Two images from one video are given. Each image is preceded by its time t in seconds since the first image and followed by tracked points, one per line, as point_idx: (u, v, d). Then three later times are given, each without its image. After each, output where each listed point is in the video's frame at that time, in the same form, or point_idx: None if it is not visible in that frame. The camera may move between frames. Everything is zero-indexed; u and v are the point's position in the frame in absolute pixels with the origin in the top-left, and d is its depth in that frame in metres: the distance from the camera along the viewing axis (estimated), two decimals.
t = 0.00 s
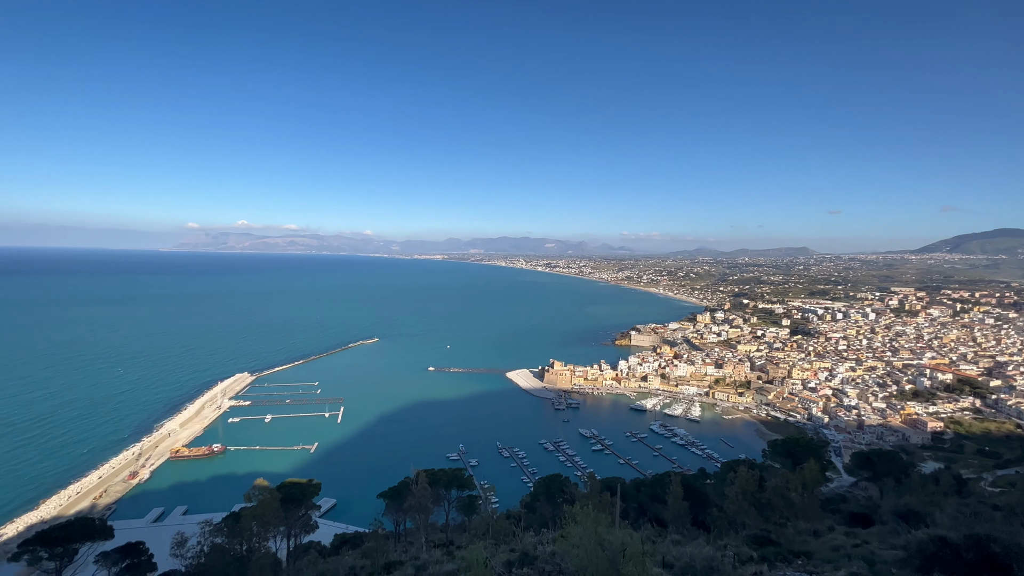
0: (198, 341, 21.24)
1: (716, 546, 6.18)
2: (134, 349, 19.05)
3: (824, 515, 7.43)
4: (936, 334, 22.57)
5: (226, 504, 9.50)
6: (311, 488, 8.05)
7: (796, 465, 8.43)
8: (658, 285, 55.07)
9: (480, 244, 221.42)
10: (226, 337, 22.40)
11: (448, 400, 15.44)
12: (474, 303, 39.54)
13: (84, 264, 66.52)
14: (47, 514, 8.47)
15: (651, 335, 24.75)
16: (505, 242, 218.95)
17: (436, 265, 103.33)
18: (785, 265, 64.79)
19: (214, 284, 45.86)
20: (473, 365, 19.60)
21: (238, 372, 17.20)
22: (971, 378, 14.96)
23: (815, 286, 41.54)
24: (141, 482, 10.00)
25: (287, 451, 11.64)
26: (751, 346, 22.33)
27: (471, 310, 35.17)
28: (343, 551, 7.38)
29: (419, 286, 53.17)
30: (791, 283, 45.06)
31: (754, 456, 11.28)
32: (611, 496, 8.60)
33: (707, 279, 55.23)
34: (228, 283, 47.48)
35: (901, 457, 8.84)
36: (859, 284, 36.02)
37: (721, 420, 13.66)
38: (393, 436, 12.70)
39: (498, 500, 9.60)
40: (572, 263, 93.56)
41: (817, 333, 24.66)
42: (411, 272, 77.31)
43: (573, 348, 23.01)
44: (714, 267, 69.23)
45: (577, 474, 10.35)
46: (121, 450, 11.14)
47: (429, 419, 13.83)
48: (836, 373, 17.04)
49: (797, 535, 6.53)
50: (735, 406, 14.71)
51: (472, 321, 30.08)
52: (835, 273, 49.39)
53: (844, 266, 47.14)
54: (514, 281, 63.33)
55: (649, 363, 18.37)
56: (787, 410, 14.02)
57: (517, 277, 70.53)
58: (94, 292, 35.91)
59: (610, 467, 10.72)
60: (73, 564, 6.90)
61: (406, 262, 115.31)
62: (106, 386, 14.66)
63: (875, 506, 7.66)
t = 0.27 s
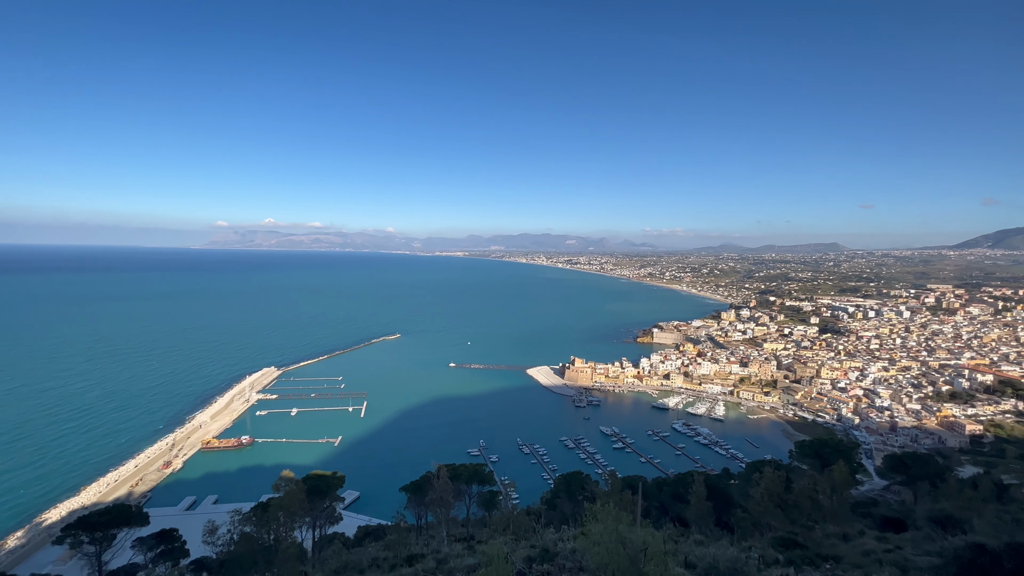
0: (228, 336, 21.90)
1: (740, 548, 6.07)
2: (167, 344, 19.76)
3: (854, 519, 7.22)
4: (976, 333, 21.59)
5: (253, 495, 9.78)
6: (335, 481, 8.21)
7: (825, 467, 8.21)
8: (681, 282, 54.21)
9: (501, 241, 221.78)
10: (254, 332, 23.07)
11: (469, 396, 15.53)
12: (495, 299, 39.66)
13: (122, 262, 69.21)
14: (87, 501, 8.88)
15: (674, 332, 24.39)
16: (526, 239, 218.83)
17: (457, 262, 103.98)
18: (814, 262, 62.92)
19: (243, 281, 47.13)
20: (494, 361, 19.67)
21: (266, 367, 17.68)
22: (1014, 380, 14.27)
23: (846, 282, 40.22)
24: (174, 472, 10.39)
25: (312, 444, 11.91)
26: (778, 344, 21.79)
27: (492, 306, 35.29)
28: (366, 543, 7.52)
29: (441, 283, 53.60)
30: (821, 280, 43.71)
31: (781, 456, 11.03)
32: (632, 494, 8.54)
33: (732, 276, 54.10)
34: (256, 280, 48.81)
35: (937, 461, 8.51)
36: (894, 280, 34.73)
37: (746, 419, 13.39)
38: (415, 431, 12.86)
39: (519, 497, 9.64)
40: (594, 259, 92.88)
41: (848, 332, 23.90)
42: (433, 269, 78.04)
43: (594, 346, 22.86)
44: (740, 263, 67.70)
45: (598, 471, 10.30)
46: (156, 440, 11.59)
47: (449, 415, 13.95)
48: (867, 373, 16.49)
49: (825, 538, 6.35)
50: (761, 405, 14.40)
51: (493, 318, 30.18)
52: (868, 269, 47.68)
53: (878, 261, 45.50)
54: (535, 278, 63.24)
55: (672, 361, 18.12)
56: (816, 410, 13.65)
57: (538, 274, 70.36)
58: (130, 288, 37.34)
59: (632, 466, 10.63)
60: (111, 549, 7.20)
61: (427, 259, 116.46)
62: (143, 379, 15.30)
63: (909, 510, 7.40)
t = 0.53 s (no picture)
0: (252, 333, 22.43)
1: (763, 550, 5.95)
2: (194, 341, 20.34)
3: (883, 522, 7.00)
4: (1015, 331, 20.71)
5: (277, 488, 10.00)
6: (355, 475, 8.34)
7: (852, 469, 7.99)
8: (702, 279, 53.39)
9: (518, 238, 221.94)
10: (278, 329, 23.60)
11: (487, 393, 15.59)
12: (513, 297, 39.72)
13: (151, 261, 71.45)
14: (120, 491, 9.21)
15: (694, 330, 24.06)
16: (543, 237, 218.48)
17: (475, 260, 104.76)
18: (841, 258, 61.20)
19: (266, 280, 48.09)
20: (512, 359, 19.70)
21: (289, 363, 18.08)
22: None
23: (875, 280, 39.01)
24: (201, 465, 10.69)
25: (333, 439, 12.11)
26: (802, 343, 21.31)
27: (510, 304, 35.34)
28: (386, 537, 7.62)
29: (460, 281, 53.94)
30: (847, 278, 42.49)
31: (805, 458, 10.78)
32: (652, 494, 8.45)
33: (754, 273, 53.03)
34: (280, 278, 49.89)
35: (971, 464, 8.21)
36: (925, 276, 33.56)
37: (769, 419, 13.14)
38: (434, 427, 12.96)
39: (537, 494, 9.64)
40: (613, 257, 92.21)
41: (876, 330, 23.20)
42: (451, 267, 78.54)
43: (612, 344, 22.71)
44: (763, 260, 66.31)
45: (617, 470, 10.24)
46: (184, 434, 11.94)
47: (467, 412, 14.02)
48: (896, 373, 16.00)
49: (852, 542, 6.19)
50: (784, 405, 14.11)
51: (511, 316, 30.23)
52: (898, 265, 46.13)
53: (908, 257, 44.00)
54: (553, 276, 63.05)
55: (692, 359, 17.88)
56: (842, 411, 13.31)
57: (556, 272, 70.07)
58: (159, 287, 38.49)
59: (651, 465, 10.54)
60: (143, 538, 7.45)
61: (446, 257, 117.60)
62: (173, 374, 15.82)
63: (941, 515, 7.16)
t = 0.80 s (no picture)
0: (272, 332, 22.89)
1: (784, 552, 5.86)
2: (218, 339, 20.84)
3: (909, 524, 6.83)
4: None
5: (298, 484, 10.19)
6: (374, 472, 8.44)
7: (877, 470, 7.82)
8: (720, 277, 52.59)
9: (533, 236, 221.50)
10: (298, 328, 24.00)
11: (504, 392, 15.63)
12: (529, 295, 39.67)
13: (176, 262, 73.40)
14: (148, 486, 9.49)
15: (713, 328, 23.75)
16: (559, 234, 217.64)
17: (490, 259, 104.91)
18: (865, 254, 59.61)
19: (285, 279, 49.00)
20: (528, 357, 19.71)
21: (308, 361, 18.38)
22: None
23: (900, 276, 37.97)
24: (225, 460, 10.95)
25: (352, 436, 12.30)
26: (824, 341, 20.86)
27: (525, 303, 35.33)
28: (404, 533, 7.72)
29: (475, 279, 54.12)
30: (872, 274, 41.46)
31: (828, 458, 10.57)
32: (670, 494, 8.39)
33: (775, 270, 52.02)
34: (299, 278, 50.72)
35: (1003, 466, 7.94)
36: (954, 272, 32.56)
37: (790, 419, 12.91)
38: (451, 425, 13.05)
39: (553, 493, 9.64)
40: (629, 254, 91.37)
41: (902, 328, 22.59)
42: (467, 266, 78.86)
43: (629, 342, 22.54)
44: (784, 257, 64.99)
45: (634, 469, 10.18)
46: (207, 430, 12.25)
47: (484, 410, 14.07)
48: (924, 372, 15.55)
49: (877, 544, 6.05)
50: (806, 405, 13.85)
51: (526, 314, 30.23)
52: (925, 260, 44.74)
53: (936, 252, 42.74)
54: (568, 274, 62.83)
55: (711, 358, 17.66)
56: (866, 411, 13.00)
57: (572, 270, 69.82)
58: (184, 287, 39.53)
59: (669, 464, 10.45)
60: (170, 531, 7.66)
61: (461, 256, 118.05)
62: (197, 372, 16.22)
63: (971, 518, 6.95)
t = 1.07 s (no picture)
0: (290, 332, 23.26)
1: (805, 552, 5.76)
2: (237, 339, 21.25)
3: (935, 526, 6.65)
4: None
5: (316, 482, 10.36)
6: (391, 470, 8.52)
7: (901, 470, 7.63)
8: (738, 274, 51.81)
9: (547, 235, 220.96)
10: (315, 328, 24.35)
11: (518, 390, 15.64)
12: (543, 294, 39.61)
13: (197, 264, 75.05)
14: (173, 482, 9.74)
15: (730, 326, 23.42)
16: (572, 232, 216.74)
17: (504, 258, 105.01)
18: (887, 249, 58.11)
19: (302, 280, 49.73)
20: (542, 356, 19.69)
21: (325, 360, 18.63)
22: None
23: (925, 271, 36.96)
24: (246, 458, 11.18)
25: (369, 435, 12.44)
26: (846, 338, 20.41)
27: (539, 301, 35.26)
28: (421, 531, 7.79)
29: (489, 278, 54.21)
30: (894, 269, 40.44)
31: (850, 458, 10.36)
32: (687, 493, 8.31)
33: (793, 266, 51.04)
34: (316, 278, 51.45)
35: None
36: (982, 267, 31.55)
37: (810, 417, 12.68)
38: (466, 424, 13.11)
39: (569, 491, 9.63)
40: (643, 251, 90.51)
41: (927, 325, 22.00)
42: (480, 265, 79.04)
43: (644, 340, 22.36)
44: (803, 252, 63.70)
45: (650, 468, 10.11)
46: (229, 429, 12.50)
47: (499, 409, 14.11)
48: (951, 369, 15.11)
49: (902, 546, 5.91)
50: (827, 403, 13.58)
51: (540, 312, 30.20)
52: (951, 254, 43.43)
53: (963, 247, 41.45)
54: (582, 272, 62.58)
55: (728, 355, 17.42)
56: (890, 409, 12.70)
57: (586, 268, 69.50)
58: (205, 288, 40.38)
59: (686, 463, 10.35)
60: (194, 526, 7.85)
61: (475, 255, 118.35)
62: (219, 371, 16.58)
63: (1000, 520, 6.75)
